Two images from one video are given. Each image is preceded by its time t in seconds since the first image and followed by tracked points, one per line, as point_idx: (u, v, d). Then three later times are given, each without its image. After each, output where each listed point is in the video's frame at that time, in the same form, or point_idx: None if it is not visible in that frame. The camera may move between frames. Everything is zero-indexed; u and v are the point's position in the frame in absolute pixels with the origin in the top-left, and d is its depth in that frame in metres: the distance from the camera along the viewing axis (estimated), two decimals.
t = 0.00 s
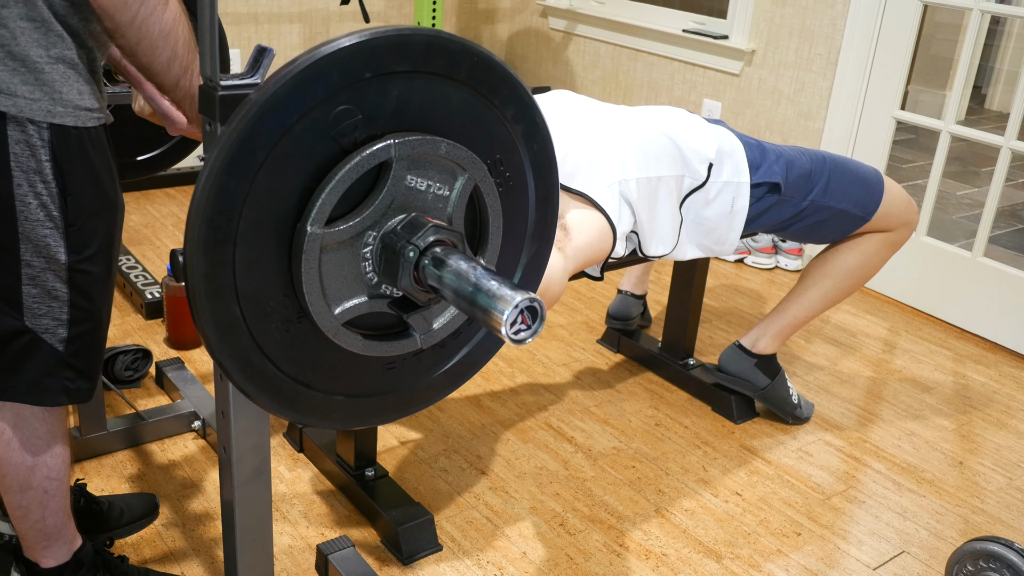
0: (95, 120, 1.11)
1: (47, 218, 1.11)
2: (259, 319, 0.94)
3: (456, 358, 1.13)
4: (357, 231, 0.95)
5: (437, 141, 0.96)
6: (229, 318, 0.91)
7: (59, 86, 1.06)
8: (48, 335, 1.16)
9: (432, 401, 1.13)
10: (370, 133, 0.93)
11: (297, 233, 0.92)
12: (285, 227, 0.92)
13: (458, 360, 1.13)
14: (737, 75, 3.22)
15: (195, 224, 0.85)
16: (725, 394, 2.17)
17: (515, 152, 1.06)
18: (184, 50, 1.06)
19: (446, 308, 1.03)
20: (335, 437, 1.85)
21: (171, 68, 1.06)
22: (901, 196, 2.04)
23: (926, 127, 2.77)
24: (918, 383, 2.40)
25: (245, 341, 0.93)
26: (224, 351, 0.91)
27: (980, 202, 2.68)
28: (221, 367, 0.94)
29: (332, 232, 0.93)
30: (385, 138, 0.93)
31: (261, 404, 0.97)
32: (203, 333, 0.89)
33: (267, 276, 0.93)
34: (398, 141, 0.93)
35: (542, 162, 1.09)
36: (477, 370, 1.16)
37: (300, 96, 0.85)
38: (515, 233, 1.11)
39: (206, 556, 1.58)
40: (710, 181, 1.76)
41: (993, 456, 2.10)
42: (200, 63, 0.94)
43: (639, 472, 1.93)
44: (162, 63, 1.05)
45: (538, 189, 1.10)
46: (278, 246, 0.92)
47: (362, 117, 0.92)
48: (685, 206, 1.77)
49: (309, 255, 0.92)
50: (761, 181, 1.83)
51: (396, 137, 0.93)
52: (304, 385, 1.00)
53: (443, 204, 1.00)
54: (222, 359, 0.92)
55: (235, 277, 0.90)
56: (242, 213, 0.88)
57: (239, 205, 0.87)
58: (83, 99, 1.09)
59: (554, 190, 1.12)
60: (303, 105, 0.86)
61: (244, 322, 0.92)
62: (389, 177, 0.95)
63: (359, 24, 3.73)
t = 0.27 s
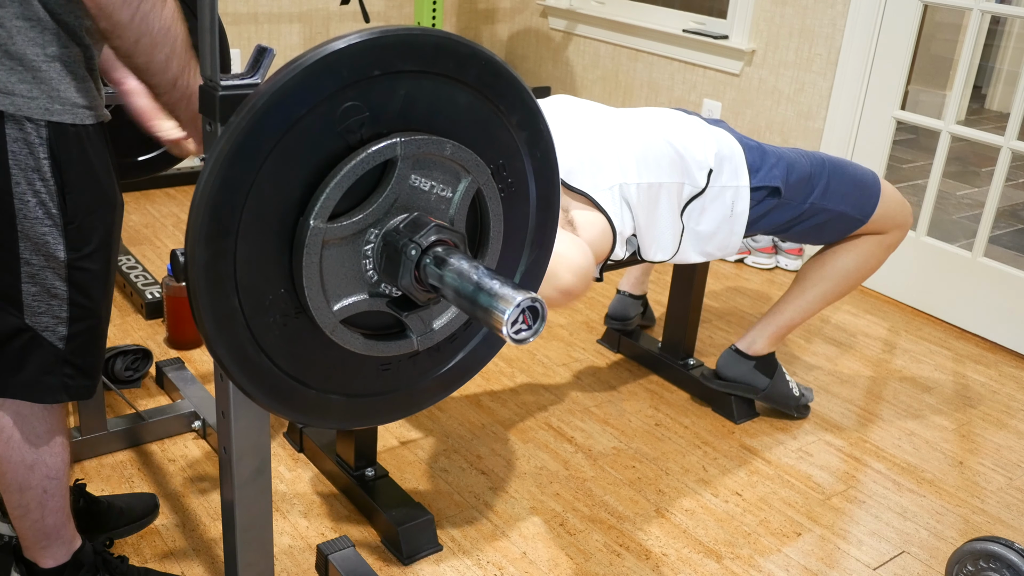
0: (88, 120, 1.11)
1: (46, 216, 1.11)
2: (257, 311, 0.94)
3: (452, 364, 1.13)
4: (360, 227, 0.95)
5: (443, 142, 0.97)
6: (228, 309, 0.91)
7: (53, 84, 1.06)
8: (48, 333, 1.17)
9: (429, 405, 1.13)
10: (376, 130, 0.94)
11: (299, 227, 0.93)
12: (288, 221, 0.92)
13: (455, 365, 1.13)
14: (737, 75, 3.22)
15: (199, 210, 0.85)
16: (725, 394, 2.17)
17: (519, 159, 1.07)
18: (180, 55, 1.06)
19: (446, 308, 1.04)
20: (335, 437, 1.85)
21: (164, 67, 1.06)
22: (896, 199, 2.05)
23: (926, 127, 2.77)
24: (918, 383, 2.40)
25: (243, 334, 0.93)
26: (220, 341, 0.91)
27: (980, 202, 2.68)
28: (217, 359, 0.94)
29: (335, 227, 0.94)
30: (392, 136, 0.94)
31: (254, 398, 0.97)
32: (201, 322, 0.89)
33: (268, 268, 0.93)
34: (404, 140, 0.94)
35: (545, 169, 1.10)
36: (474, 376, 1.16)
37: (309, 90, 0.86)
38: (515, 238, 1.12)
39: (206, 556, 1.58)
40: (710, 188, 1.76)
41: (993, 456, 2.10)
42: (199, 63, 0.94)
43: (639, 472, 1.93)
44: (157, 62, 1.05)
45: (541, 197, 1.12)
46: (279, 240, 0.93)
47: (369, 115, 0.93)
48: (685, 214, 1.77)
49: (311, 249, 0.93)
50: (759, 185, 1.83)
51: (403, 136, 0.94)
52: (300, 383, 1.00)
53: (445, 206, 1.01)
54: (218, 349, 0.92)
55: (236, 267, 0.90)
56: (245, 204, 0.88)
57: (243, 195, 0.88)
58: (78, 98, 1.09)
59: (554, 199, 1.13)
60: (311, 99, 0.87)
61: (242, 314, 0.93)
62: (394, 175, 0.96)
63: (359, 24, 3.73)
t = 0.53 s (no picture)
0: (96, 113, 1.12)
1: (56, 209, 1.11)
2: (254, 302, 0.94)
3: (446, 369, 1.13)
4: (362, 223, 0.96)
5: (449, 144, 0.98)
6: (226, 296, 0.91)
7: (58, 79, 1.07)
8: (65, 326, 1.16)
9: (419, 410, 1.13)
10: (383, 128, 0.95)
11: (301, 221, 0.93)
12: (291, 214, 0.93)
13: (449, 371, 1.13)
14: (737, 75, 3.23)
15: (203, 195, 0.85)
16: (725, 394, 2.17)
17: (522, 166, 1.08)
18: (140, 61, 1.09)
19: (446, 308, 1.05)
20: (335, 437, 1.85)
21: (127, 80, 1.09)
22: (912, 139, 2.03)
23: (926, 127, 2.77)
24: (918, 383, 2.40)
25: (240, 323, 0.93)
26: (215, 329, 0.91)
27: (980, 202, 2.68)
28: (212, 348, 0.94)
29: (337, 222, 0.94)
30: (399, 134, 0.95)
31: (246, 390, 0.96)
32: (199, 307, 0.89)
33: (268, 260, 0.93)
34: (411, 139, 0.95)
35: (546, 178, 1.11)
36: (465, 384, 1.16)
37: (320, 83, 0.87)
38: (514, 246, 1.13)
39: (206, 556, 1.58)
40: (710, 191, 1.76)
41: (993, 456, 2.10)
42: (200, 64, 0.94)
43: (639, 472, 1.93)
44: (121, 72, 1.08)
45: (542, 206, 1.13)
46: (281, 232, 0.93)
47: (378, 112, 0.94)
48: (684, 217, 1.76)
49: (312, 243, 0.93)
50: (760, 179, 1.84)
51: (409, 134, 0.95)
52: (294, 377, 1.00)
53: (448, 208, 1.01)
54: (212, 337, 0.91)
55: (236, 256, 0.90)
56: (249, 194, 0.89)
57: (247, 184, 0.88)
58: (84, 93, 1.09)
59: (554, 209, 1.14)
60: (322, 92, 0.88)
61: (240, 303, 0.92)
62: (399, 172, 0.96)
63: (359, 24, 3.73)
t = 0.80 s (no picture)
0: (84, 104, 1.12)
1: (71, 204, 1.11)
2: (254, 300, 0.94)
3: (444, 369, 1.13)
4: (362, 223, 0.96)
5: (451, 144, 0.98)
6: (226, 293, 0.91)
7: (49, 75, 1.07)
8: (98, 315, 1.17)
9: (415, 412, 1.13)
10: (386, 128, 0.95)
11: (302, 219, 0.93)
12: (292, 211, 0.93)
13: (448, 373, 1.14)
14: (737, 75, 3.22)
15: (205, 190, 0.85)
16: (725, 394, 2.17)
17: (524, 169, 1.08)
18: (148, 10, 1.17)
19: (447, 308, 1.05)
20: (335, 437, 1.85)
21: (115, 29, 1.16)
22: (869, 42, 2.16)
23: (926, 127, 2.77)
24: (918, 383, 2.40)
25: (239, 320, 0.93)
26: (214, 325, 0.91)
27: (980, 202, 2.68)
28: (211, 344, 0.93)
29: (338, 220, 0.94)
30: (401, 134, 0.95)
31: (243, 387, 0.96)
32: (199, 303, 0.89)
33: (269, 257, 0.93)
34: (414, 139, 0.95)
35: (547, 180, 1.11)
36: (462, 386, 1.16)
37: (323, 82, 0.87)
38: (513, 249, 1.13)
39: (206, 556, 1.58)
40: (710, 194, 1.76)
41: (993, 456, 2.10)
42: (200, 64, 0.94)
43: (639, 472, 1.93)
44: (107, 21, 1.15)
45: (542, 210, 1.13)
46: (281, 230, 0.93)
47: (381, 111, 0.94)
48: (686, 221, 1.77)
49: (313, 241, 0.93)
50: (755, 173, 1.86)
51: (412, 133, 0.95)
52: (292, 375, 1.00)
53: (449, 209, 1.01)
54: (211, 333, 0.91)
55: (236, 253, 0.90)
56: (251, 190, 0.89)
57: (249, 180, 0.88)
58: (73, 86, 1.09)
59: (554, 212, 1.14)
60: (326, 90, 0.88)
61: (240, 300, 0.92)
62: (400, 172, 0.97)
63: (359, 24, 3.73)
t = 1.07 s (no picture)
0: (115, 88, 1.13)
1: (103, 199, 1.14)
2: (255, 302, 0.94)
3: (444, 369, 1.13)
4: (361, 223, 0.96)
5: (450, 144, 0.98)
6: (226, 296, 0.91)
7: (81, 55, 1.07)
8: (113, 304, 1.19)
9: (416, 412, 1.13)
10: (384, 128, 0.95)
11: (302, 220, 0.93)
12: (291, 213, 0.93)
13: (448, 371, 1.13)
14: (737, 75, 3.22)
15: (205, 192, 0.85)
16: (724, 394, 2.17)
17: (523, 167, 1.08)
18: None
19: (447, 308, 1.05)
20: (335, 437, 1.84)
21: None
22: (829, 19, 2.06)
23: (926, 127, 2.77)
24: (918, 383, 2.40)
25: (239, 323, 0.93)
26: (215, 328, 0.91)
27: (980, 202, 2.68)
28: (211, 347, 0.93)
29: (337, 222, 0.94)
30: (400, 134, 0.95)
31: (245, 389, 0.96)
32: (198, 306, 0.89)
33: (268, 259, 0.93)
34: (412, 139, 0.95)
35: (547, 178, 1.11)
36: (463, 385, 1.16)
37: (321, 83, 0.87)
38: (513, 247, 1.13)
39: (206, 556, 1.58)
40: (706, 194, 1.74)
41: (993, 456, 2.10)
42: (200, 63, 0.94)
43: (639, 472, 1.93)
44: None
45: (542, 208, 1.13)
46: (281, 232, 0.93)
47: (379, 112, 0.94)
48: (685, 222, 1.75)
49: (312, 242, 0.93)
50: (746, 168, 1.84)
51: (410, 133, 0.95)
52: (292, 377, 1.00)
53: (448, 208, 1.01)
54: (211, 337, 0.91)
55: (236, 255, 0.90)
56: (250, 193, 0.89)
57: (248, 182, 0.88)
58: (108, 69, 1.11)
59: (554, 209, 1.14)
60: (323, 91, 0.88)
61: (240, 303, 0.92)
62: (399, 172, 0.97)
63: (359, 24, 3.73)
